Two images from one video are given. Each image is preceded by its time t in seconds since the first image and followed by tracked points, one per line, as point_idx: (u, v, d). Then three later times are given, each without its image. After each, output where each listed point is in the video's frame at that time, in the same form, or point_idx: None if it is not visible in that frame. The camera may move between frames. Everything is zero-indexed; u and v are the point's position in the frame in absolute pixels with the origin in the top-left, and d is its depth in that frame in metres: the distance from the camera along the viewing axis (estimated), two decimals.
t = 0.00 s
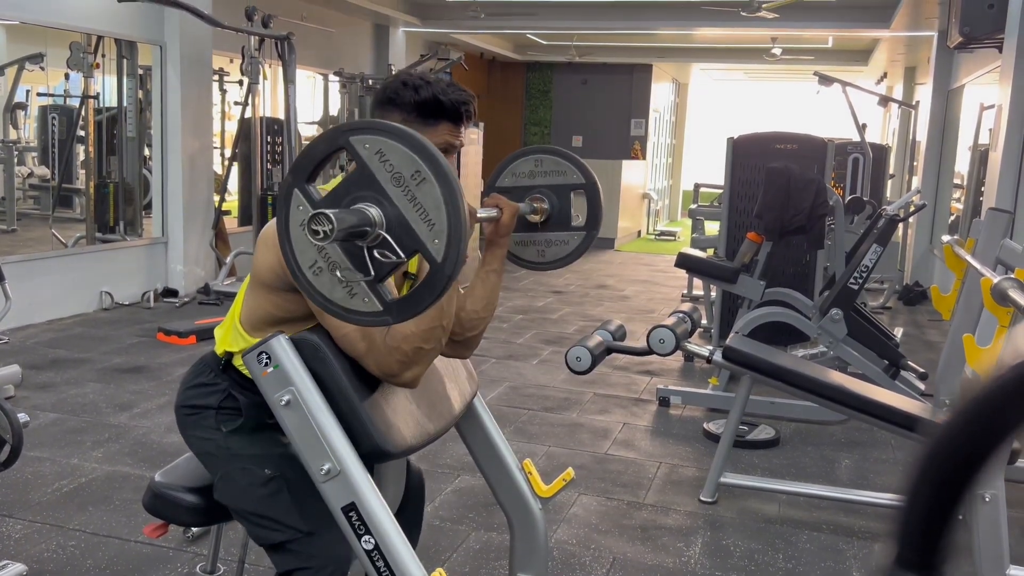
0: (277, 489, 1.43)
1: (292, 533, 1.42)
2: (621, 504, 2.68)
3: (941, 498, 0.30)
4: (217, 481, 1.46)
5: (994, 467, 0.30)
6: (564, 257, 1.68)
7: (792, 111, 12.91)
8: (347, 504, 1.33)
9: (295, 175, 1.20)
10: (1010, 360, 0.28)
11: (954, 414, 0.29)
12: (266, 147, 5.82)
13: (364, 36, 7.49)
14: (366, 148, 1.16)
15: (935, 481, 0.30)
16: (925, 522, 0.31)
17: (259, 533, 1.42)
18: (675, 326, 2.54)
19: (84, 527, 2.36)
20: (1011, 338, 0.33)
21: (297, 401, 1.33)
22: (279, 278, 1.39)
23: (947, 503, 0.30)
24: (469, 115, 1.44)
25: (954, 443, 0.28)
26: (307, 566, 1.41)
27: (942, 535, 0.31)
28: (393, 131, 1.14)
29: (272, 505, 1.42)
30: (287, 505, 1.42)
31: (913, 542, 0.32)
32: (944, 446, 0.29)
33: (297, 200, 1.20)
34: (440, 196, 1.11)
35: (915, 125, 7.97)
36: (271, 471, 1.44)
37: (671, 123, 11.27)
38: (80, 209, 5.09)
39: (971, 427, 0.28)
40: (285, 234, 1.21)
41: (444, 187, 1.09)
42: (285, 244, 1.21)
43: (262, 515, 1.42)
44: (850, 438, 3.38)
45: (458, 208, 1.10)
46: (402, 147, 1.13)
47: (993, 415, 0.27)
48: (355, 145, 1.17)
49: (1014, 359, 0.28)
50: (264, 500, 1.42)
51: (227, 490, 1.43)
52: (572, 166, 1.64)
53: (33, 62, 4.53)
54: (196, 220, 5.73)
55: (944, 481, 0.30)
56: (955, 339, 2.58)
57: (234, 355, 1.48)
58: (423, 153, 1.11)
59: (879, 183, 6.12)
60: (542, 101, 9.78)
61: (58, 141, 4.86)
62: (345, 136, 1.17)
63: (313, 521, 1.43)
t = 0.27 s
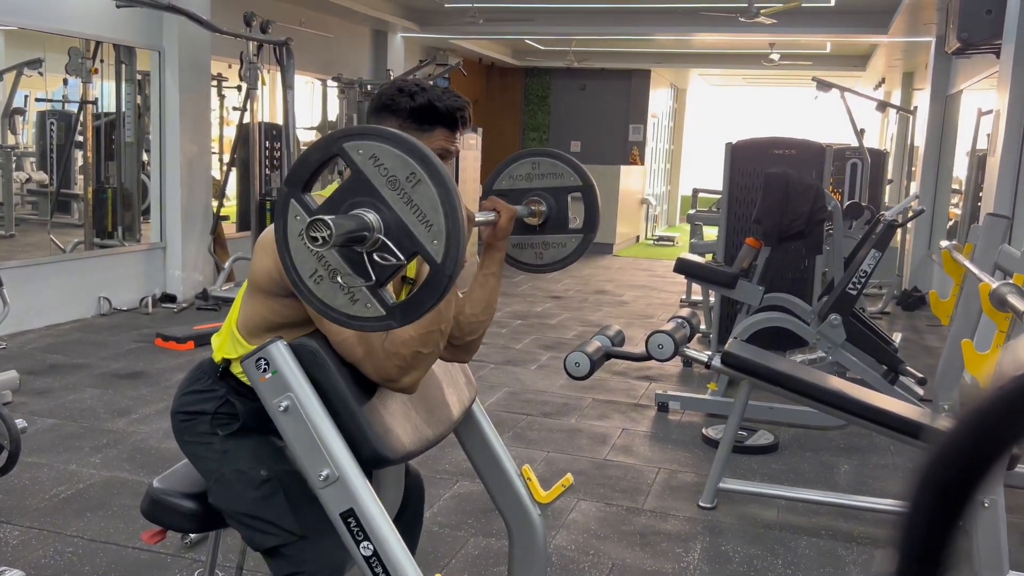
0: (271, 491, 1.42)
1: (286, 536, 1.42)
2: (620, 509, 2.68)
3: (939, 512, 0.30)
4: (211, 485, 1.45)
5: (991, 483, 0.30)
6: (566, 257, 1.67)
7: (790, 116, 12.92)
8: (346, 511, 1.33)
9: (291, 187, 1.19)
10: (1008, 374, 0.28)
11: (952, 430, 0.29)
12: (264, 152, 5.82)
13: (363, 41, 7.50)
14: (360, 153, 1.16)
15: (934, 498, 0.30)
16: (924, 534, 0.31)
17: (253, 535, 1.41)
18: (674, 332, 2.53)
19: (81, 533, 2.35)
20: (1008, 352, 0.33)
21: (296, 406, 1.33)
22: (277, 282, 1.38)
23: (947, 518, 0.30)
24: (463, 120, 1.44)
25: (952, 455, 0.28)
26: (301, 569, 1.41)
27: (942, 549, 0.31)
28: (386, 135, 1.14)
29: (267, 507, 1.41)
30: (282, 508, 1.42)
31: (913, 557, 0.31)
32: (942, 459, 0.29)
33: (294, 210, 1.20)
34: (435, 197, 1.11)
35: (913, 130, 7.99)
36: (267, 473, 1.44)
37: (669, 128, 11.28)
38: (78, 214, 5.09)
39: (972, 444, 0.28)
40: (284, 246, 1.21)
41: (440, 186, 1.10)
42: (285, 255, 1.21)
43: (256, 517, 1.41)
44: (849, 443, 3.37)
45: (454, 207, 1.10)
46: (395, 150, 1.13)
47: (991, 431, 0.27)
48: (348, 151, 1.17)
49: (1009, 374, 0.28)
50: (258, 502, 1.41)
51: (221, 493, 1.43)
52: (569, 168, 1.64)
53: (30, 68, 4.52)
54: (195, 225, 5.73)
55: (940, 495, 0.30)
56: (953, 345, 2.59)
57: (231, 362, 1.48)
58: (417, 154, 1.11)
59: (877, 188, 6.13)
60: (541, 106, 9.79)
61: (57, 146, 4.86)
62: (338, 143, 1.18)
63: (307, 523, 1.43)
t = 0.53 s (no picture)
0: (267, 493, 1.42)
1: (279, 539, 1.42)
2: (619, 512, 2.67)
3: (939, 518, 0.30)
4: (207, 482, 1.45)
5: (990, 488, 0.30)
6: (558, 261, 1.67)
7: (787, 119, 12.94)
8: (344, 515, 1.33)
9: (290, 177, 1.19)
10: (1007, 381, 0.28)
11: (952, 436, 0.29)
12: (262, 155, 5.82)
13: (360, 44, 7.50)
14: (362, 151, 1.15)
15: (934, 504, 0.30)
16: (923, 539, 0.31)
17: (247, 536, 1.41)
18: (672, 335, 2.53)
19: (79, 538, 2.35)
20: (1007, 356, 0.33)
21: (294, 411, 1.33)
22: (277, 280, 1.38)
23: (947, 523, 0.30)
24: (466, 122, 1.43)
25: (952, 460, 0.28)
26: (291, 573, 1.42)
27: (941, 554, 0.31)
28: (388, 133, 1.13)
29: (262, 508, 1.41)
30: (277, 511, 1.42)
31: (913, 561, 0.32)
32: (942, 465, 0.29)
33: (291, 202, 1.20)
34: (434, 199, 1.11)
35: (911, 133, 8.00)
36: (263, 474, 1.44)
37: (667, 130, 11.29)
38: (76, 218, 5.08)
39: (971, 450, 0.28)
40: (280, 235, 1.20)
41: (440, 190, 1.09)
42: (279, 245, 1.21)
43: (250, 517, 1.41)
44: (847, 445, 3.38)
45: (453, 211, 1.10)
46: (397, 149, 1.13)
47: (990, 437, 0.27)
48: (351, 147, 1.16)
49: (1006, 380, 0.29)
50: (253, 502, 1.41)
51: (217, 491, 1.42)
52: (566, 176, 1.64)
53: (29, 72, 4.52)
54: (193, 229, 5.72)
55: (941, 500, 0.30)
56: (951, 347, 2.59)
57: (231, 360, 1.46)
58: (419, 156, 1.11)
59: (875, 190, 6.13)
60: (539, 109, 9.80)
61: (55, 150, 4.85)
62: (341, 138, 1.17)
63: (301, 527, 1.44)
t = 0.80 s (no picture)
0: (265, 491, 1.42)
1: (275, 537, 1.42)
2: (617, 513, 2.67)
3: (941, 519, 0.30)
4: (206, 477, 1.45)
5: (989, 491, 0.31)
6: (565, 277, 1.67)
7: (785, 119, 12.95)
8: (343, 516, 1.32)
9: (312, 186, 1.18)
10: (1007, 382, 0.29)
11: (951, 438, 0.30)
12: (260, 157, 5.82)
13: (358, 45, 7.50)
14: (392, 173, 1.14)
15: (933, 508, 0.30)
16: (922, 540, 0.31)
17: (243, 534, 1.41)
18: (671, 335, 2.53)
19: (77, 540, 2.35)
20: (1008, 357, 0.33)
21: (292, 412, 1.33)
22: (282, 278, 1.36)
23: (948, 526, 0.31)
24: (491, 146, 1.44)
25: (954, 461, 0.29)
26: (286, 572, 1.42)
27: (942, 556, 0.31)
28: (420, 162, 1.12)
29: (259, 506, 1.41)
30: (273, 509, 1.42)
31: (912, 563, 0.32)
32: (942, 466, 0.29)
33: (310, 209, 1.19)
34: (456, 238, 1.12)
35: (908, 132, 8.01)
36: (262, 471, 1.44)
37: (665, 131, 11.29)
38: (74, 220, 5.07)
39: (974, 452, 0.28)
40: (293, 238, 1.20)
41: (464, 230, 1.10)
42: (291, 249, 1.20)
43: (246, 515, 1.41)
44: (845, 445, 3.38)
45: (472, 253, 1.10)
46: (427, 182, 1.12)
47: (990, 439, 0.28)
48: (381, 168, 1.15)
49: (1006, 383, 0.29)
50: (251, 500, 1.41)
51: (215, 486, 1.42)
52: (587, 199, 1.65)
53: (27, 74, 4.52)
54: (190, 230, 5.71)
55: (943, 502, 0.30)
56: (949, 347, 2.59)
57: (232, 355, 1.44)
58: (446, 192, 1.11)
59: (872, 190, 6.14)
60: (537, 110, 9.80)
61: (52, 152, 4.83)
62: (372, 158, 1.16)
63: (297, 527, 1.44)
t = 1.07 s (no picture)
0: (265, 492, 1.42)
1: (276, 539, 1.42)
2: (617, 511, 2.68)
3: (945, 518, 0.32)
4: (207, 478, 1.45)
5: (991, 491, 0.32)
6: (582, 313, 1.66)
7: (783, 117, 12.95)
8: (343, 516, 1.33)
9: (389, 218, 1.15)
10: (1009, 385, 0.30)
11: (955, 439, 0.31)
12: (258, 157, 5.82)
13: (356, 45, 7.50)
14: (471, 233, 1.11)
15: (938, 506, 0.32)
16: (925, 538, 0.33)
17: (243, 535, 1.41)
18: (670, 334, 2.53)
19: (77, 540, 2.35)
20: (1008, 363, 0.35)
21: (292, 412, 1.33)
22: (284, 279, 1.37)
23: (951, 526, 0.32)
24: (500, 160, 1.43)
25: (958, 460, 0.31)
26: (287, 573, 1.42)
27: (946, 553, 0.33)
28: (502, 237, 1.09)
29: (260, 507, 1.41)
30: (274, 510, 1.42)
31: (916, 562, 0.33)
32: (947, 466, 0.31)
33: (382, 237, 1.16)
34: (512, 319, 1.10)
35: (907, 130, 8.01)
36: (263, 472, 1.44)
37: (663, 130, 11.29)
38: (73, 220, 5.07)
39: (976, 452, 0.30)
40: (355, 257, 1.18)
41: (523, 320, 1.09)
42: (351, 267, 1.18)
43: (247, 516, 1.41)
44: (844, 443, 3.38)
45: (524, 340, 1.09)
46: (503, 257, 1.09)
47: (993, 439, 0.29)
48: (462, 222, 1.12)
49: (1007, 388, 0.31)
50: (251, 501, 1.41)
51: (216, 488, 1.42)
52: (630, 246, 1.62)
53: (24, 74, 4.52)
54: (189, 230, 5.71)
55: (948, 501, 0.32)
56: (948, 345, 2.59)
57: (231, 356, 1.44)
58: (520, 275, 1.08)
59: (871, 188, 6.14)
60: (535, 109, 9.80)
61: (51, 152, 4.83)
62: (457, 211, 1.12)
63: (299, 528, 1.44)
